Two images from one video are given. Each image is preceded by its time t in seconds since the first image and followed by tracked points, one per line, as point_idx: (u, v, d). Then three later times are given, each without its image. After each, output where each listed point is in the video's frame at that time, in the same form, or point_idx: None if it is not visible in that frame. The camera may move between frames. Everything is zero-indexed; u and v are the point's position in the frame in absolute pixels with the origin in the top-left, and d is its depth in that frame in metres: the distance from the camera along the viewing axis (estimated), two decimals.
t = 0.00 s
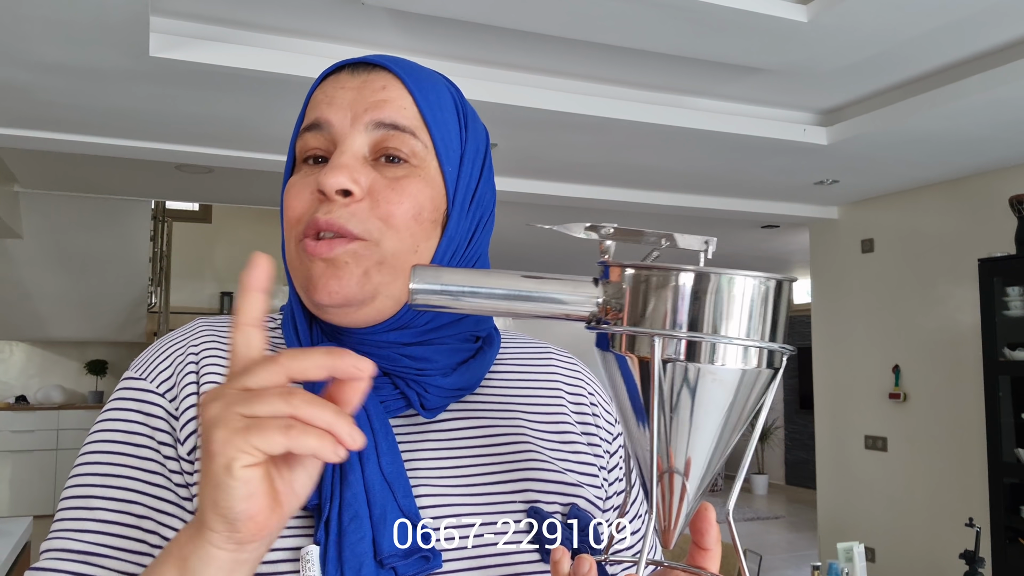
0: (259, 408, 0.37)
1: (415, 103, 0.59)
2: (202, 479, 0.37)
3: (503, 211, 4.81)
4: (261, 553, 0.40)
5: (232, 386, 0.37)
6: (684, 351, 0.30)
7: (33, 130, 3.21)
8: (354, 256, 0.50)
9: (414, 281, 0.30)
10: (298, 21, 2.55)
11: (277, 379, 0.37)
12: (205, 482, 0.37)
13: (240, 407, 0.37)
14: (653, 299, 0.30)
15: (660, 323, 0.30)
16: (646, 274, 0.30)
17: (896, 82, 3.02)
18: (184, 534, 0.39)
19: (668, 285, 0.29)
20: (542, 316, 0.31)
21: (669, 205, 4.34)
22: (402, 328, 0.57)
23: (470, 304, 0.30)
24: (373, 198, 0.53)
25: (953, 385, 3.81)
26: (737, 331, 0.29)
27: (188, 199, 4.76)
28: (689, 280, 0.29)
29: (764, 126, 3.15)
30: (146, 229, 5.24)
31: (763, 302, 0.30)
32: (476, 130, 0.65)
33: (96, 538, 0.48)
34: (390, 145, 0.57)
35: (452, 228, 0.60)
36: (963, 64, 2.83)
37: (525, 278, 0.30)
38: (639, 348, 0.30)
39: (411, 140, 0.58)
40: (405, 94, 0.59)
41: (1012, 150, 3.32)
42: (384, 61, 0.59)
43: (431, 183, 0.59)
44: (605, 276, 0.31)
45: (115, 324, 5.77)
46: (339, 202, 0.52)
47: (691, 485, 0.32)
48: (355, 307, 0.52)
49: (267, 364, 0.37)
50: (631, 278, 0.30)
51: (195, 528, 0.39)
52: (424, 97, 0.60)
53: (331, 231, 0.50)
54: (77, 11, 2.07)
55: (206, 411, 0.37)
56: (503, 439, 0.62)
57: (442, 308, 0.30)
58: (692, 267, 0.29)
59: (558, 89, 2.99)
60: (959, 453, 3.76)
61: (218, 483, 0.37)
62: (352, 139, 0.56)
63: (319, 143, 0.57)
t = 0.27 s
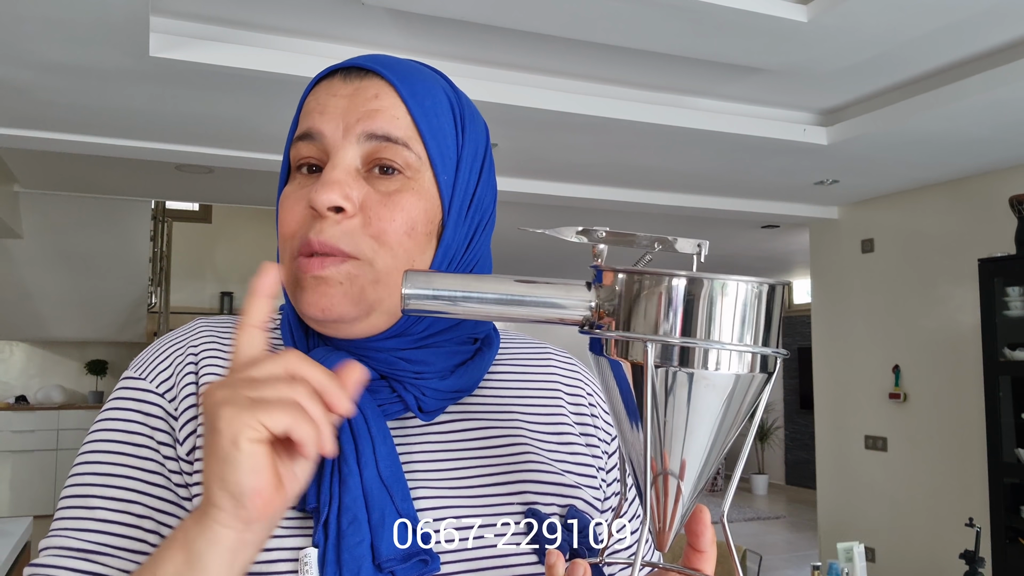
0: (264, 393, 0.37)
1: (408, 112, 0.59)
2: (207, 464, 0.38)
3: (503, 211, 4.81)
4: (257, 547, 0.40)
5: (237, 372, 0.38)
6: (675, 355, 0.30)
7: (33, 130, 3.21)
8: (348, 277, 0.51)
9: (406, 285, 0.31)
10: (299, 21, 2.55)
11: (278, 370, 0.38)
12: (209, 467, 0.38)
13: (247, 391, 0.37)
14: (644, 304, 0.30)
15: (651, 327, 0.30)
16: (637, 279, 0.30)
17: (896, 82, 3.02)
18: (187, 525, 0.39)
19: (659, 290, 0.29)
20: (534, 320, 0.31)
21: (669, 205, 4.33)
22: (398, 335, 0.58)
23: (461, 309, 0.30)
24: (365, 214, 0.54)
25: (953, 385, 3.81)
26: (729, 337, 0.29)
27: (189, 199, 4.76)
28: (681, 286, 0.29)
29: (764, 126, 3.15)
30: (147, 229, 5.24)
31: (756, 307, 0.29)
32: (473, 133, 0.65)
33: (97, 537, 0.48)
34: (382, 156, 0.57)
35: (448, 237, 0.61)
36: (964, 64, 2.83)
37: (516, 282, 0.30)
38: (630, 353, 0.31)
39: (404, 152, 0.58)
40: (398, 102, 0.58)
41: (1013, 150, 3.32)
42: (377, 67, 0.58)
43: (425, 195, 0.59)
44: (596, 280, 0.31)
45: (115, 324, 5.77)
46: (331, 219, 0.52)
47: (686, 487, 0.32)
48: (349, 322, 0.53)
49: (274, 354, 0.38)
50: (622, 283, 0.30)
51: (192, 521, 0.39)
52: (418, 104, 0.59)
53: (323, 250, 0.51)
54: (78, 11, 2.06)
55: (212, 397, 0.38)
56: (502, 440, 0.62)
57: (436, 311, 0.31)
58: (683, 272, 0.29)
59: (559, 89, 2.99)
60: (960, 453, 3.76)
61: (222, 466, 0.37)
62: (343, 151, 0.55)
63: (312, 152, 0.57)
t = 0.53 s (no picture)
0: (250, 437, 0.39)
1: (408, 123, 0.57)
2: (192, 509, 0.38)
3: (503, 211, 4.80)
4: None
5: (223, 416, 0.40)
6: (684, 357, 0.30)
7: (33, 130, 3.21)
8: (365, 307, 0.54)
9: (414, 284, 0.30)
10: (299, 21, 2.54)
11: (267, 411, 0.40)
12: (195, 511, 0.38)
13: (232, 437, 0.39)
14: (652, 304, 0.30)
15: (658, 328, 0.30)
16: (644, 280, 0.30)
17: (896, 82, 3.01)
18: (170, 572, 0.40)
19: (665, 290, 0.29)
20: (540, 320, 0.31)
21: (669, 205, 4.33)
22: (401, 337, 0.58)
23: (468, 310, 0.30)
24: (374, 239, 0.54)
25: (953, 386, 3.81)
26: (734, 338, 0.29)
27: (189, 199, 4.76)
28: (688, 286, 0.29)
29: (764, 126, 3.14)
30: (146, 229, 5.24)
31: (762, 309, 0.29)
32: (473, 133, 0.63)
33: (86, 539, 0.49)
34: (385, 175, 0.56)
35: (454, 246, 0.61)
36: (963, 64, 2.83)
37: (524, 283, 0.30)
38: (638, 353, 0.30)
39: (406, 168, 0.57)
40: (396, 114, 0.56)
41: (1013, 150, 3.32)
42: (371, 78, 0.56)
43: (430, 209, 0.58)
44: (603, 281, 0.31)
45: (115, 324, 5.77)
46: (343, 248, 0.53)
47: (690, 490, 0.32)
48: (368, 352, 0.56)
49: (259, 398, 0.40)
50: (630, 283, 0.30)
51: (175, 567, 0.39)
52: (417, 114, 0.57)
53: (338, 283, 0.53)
54: (77, 10, 2.06)
55: (196, 443, 0.39)
56: (501, 442, 0.62)
57: (443, 311, 0.31)
58: (690, 273, 0.29)
59: (559, 89, 2.99)
60: (960, 453, 3.75)
61: (207, 513, 0.38)
62: (345, 173, 0.55)
63: (312, 170, 0.56)
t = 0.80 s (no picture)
0: (255, 446, 0.39)
1: (410, 131, 0.56)
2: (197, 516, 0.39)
3: (504, 211, 4.81)
4: None
5: (228, 423, 0.40)
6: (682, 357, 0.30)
7: (34, 130, 3.21)
8: (387, 317, 0.54)
9: (413, 283, 0.31)
10: (299, 21, 2.54)
11: (273, 419, 0.40)
12: (199, 519, 0.39)
13: (236, 445, 0.39)
14: (650, 304, 0.30)
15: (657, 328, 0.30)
16: (642, 279, 0.30)
17: (896, 82, 3.01)
18: None
19: (664, 289, 0.29)
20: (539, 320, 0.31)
21: (669, 205, 4.33)
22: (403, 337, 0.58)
23: (465, 309, 0.30)
24: (390, 251, 0.55)
25: (953, 386, 3.81)
26: (734, 338, 0.29)
27: (189, 199, 4.76)
28: (686, 286, 0.29)
29: (764, 126, 3.14)
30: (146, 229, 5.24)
31: (761, 307, 0.29)
32: (470, 132, 0.63)
33: (83, 544, 0.49)
34: (394, 186, 0.56)
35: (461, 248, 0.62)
36: (963, 64, 2.83)
37: (520, 283, 0.30)
38: (637, 354, 0.30)
39: (414, 177, 0.57)
40: (399, 125, 0.56)
41: (1013, 150, 3.32)
42: (371, 90, 0.55)
43: (439, 215, 0.59)
44: (600, 280, 0.31)
45: (115, 324, 5.77)
46: (361, 263, 0.53)
47: (691, 490, 0.32)
48: (386, 353, 0.57)
49: (264, 405, 0.40)
50: (628, 283, 0.30)
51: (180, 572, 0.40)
52: (418, 122, 0.57)
53: (358, 294, 0.53)
54: (77, 10, 2.06)
55: (200, 449, 0.39)
56: (502, 443, 0.62)
57: (442, 311, 0.31)
58: (689, 272, 0.29)
59: (559, 89, 2.99)
60: (960, 453, 3.75)
61: (211, 521, 0.38)
62: (355, 188, 0.54)
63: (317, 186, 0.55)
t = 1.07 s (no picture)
0: (259, 454, 0.38)
1: (414, 126, 0.56)
2: (201, 526, 0.39)
3: (504, 211, 4.80)
4: None
5: (232, 431, 0.40)
6: (697, 360, 0.29)
7: (34, 130, 3.21)
8: (391, 311, 0.54)
9: (423, 279, 0.31)
10: (299, 21, 2.54)
11: (278, 426, 0.39)
12: (203, 528, 0.39)
13: (241, 454, 0.38)
14: (664, 305, 0.29)
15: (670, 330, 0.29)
16: (656, 280, 0.29)
17: (896, 82, 3.01)
18: None
19: (678, 291, 0.29)
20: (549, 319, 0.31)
21: (669, 205, 4.33)
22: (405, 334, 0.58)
23: (475, 305, 0.31)
24: (395, 246, 0.54)
25: (953, 386, 3.81)
26: (749, 343, 0.29)
27: (189, 198, 4.76)
28: (701, 288, 0.29)
29: (764, 126, 3.14)
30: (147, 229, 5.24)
31: (778, 311, 0.29)
32: (473, 127, 0.63)
33: (80, 547, 0.49)
34: (399, 181, 0.56)
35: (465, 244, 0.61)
36: (964, 64, 2.83)
37: (532, 280, 0.30)
38: (649, 355, 0.30)
39: (418, 171, 0.56)
40: (403, 119, 0.56)
41: (1013, 150, 3.31)
42: (375, 85, 0.55)
43: (443, 209, 0.59)
44: (614, 278, 0.31)
45: (115, 324, 5.77)
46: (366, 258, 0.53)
47: (699, 494, 0.32)
48: (391, 347, 0.57)
49: (269, 412, 0.39)
50: (642, 283, 0.30)
51: None
52: (422, 116, 0.57)
53: (364, 289, 0.53)
54: (76, 9, 2.06)
55: (204, 458, 0.39)
56: (504, 443, 0.61)
57: (453, 309, 0.31)
58: (704, 274, 0.29)
59: (560, 89, 2.99)
60: (960, 453, 3.75)
61: (215, 531, 0.38)
62: (359, 184, 0.54)
63: (320, 182, 0.55)
